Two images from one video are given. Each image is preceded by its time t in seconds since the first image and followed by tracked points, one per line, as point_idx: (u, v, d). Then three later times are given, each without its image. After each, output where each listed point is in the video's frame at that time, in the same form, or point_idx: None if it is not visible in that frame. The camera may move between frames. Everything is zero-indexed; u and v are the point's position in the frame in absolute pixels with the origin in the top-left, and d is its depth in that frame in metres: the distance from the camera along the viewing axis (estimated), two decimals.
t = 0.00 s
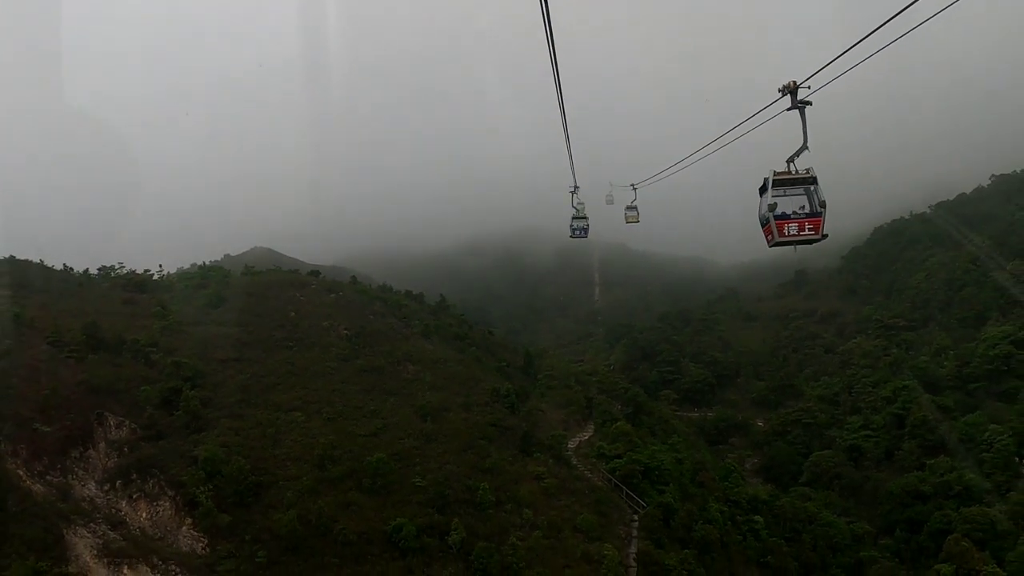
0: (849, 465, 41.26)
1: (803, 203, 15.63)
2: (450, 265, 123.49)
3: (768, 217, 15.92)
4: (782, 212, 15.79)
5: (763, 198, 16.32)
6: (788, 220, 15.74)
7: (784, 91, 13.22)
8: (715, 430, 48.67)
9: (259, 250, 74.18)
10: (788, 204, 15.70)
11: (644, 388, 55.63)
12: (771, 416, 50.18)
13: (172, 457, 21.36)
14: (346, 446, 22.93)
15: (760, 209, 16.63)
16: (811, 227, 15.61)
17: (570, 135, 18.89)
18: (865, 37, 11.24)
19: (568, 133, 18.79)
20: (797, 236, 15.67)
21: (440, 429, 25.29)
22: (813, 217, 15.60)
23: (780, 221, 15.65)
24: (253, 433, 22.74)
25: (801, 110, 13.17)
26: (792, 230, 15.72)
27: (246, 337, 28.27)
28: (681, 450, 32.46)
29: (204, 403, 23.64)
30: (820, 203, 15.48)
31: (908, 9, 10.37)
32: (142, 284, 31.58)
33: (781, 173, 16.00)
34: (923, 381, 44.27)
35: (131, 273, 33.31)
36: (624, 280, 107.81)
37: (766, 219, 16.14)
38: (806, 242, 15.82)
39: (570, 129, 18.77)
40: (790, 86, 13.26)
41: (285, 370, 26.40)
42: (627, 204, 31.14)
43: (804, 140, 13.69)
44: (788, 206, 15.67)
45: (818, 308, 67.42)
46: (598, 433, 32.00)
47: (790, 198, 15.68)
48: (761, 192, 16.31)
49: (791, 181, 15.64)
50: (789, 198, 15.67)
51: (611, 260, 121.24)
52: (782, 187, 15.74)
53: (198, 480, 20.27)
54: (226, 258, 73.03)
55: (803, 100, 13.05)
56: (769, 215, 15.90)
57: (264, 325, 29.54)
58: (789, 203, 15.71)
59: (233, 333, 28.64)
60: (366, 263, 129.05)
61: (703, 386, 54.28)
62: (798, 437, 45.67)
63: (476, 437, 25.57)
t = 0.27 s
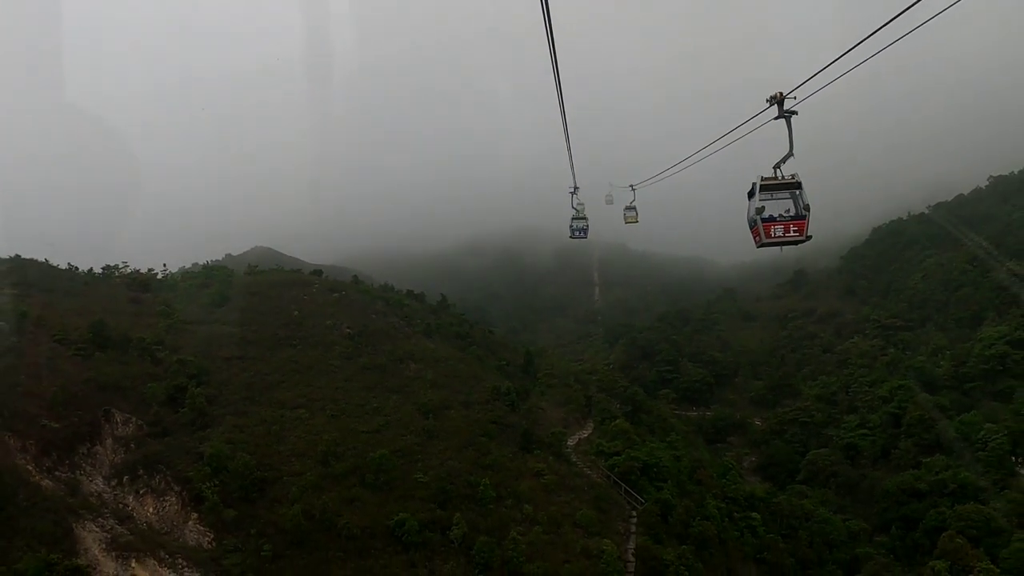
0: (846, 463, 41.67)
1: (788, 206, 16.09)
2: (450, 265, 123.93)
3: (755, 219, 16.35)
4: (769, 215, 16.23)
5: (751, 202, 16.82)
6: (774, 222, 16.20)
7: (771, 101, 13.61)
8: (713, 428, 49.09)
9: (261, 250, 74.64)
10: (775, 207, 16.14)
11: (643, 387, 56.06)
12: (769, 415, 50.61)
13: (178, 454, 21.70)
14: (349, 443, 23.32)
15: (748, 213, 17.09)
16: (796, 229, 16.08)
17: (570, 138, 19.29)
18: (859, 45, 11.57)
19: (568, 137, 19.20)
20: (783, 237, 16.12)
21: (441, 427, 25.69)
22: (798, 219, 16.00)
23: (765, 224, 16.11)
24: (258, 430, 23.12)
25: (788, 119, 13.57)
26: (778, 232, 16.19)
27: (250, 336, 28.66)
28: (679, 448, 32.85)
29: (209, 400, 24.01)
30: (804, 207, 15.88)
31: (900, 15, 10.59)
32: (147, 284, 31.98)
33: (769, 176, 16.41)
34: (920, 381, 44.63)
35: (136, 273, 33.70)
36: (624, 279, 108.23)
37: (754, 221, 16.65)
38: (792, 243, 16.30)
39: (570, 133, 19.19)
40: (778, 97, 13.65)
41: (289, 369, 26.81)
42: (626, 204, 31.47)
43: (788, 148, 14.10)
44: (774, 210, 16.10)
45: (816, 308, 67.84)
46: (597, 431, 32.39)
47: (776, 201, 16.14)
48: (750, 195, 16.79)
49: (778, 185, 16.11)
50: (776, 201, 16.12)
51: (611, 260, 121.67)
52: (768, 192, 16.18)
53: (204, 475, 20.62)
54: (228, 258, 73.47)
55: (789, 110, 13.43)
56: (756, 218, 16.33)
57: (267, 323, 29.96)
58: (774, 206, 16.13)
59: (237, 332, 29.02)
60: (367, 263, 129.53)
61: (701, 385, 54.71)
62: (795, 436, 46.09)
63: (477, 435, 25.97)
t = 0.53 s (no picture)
0: (842, 463, 42.08)
1: (775, 209, 16.54)
2: (449, 266, 124.37)
3: (744, 222, 16.83)
4: (757, 218, 16.67)
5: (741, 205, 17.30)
6: (762, 225, 16.61)
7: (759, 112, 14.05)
8: (710, 428, 49.52)
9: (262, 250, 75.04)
10: (762, 210, 16.59)
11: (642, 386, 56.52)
12: (766, 414, 51.04)
13: (183, 451, 22.05)
14: (351, 440, 23.72)
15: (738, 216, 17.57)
16: (782, 231, 16.51)
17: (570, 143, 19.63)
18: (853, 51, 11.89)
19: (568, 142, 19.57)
20: (770, 239, 16.53)
21: (443, 425, 26.11)
22: (785, 222, 16.48)
23: (753, 226, 16.52)
24: (262, 428, 23.50)
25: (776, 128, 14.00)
26: (765, 234, 16.61)
27: (252, 335, 29.04)
28: (677, 447, 33.22)
29: (214, 399, 24.39)
30: (791, 210, 16.38)
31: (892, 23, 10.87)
32: (151, 284, 32.40)
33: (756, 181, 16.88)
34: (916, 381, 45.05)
35: (139, 273, 34.07)
36: (623, 280, 108.70)
37: (742, 223, 17.08)
38: (777, 245, 16.72)
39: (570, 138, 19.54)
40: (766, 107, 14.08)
41: (292, 368, 27.19)
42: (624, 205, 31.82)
43: (777, 155, 14.53)
44: (762, 213, 16.54)
45: (813, 309, 68.30)
46: (596, 430, 32.79)
47: (763, 205, 16.59)
48: (738, 199, 17.25)
49: (765, 189, 16.58)
50: (764, 205, 16.58)
51: (610, 261, 122.17)
52: (757, 196, 16.62)
53: (210, 472, 20.97)
54: (230, 258, 73.92)
55: (776, 119, 13.79)
56: (745, 220, 16.81)
57: (271, 322, 30.30)
58: (762, 209, 16.57)
59: (240, 331, 29.40)
60: (368, 263, 130.08)
61: (699, 384, 55.15)
62: (792, 436, 46.53)
63: (477, 433, 26.37)
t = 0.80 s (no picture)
0: (839, 462, 42.52)
1: (764, 212, 17.09)
2: (449, 266, 124.87)
3: (734, 224, 17.31)
4: (747, 220, 17.18)
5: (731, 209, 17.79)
6: (751, 227, 17.13)
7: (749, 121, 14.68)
8: (708, 427, 49.97)
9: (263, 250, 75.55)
10: (752, 213, 17.11)
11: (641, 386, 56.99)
12: (764, 414, 51.48)
13: (189, 448, 22.41)
14: (354, 438, 24.14)
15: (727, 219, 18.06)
16: (769, 233, 17.11)
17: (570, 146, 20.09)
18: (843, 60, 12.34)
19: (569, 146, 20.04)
20: (758, 240, 17.09)
21: (445, 423, 26.56)
22: (773, 225, 17.09)
23: (744, 229, 17.00)
24: (267, 425, 23.90)
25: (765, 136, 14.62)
26: (754, 236, 17.16)
27: (256, 334, 29.45)
28: (676, 445, 33.64)
29: (219, 396, 24.78)
30: (778, 213, 16.99)
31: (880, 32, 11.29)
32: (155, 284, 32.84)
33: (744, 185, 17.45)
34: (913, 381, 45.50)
35: (144, 273, 34.49)
36: (622, 281, 109.19)
37: (731, 225, 17.57)
38: (765, 246, 17.32)
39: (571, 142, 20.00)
40: (755, 116, 14.72)
41: (295, 366, 27.60)
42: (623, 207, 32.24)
43: (766, 162, 15.15)
44: (751, 216, 17.09)
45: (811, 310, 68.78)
46: (595, 428, 33.21)
47: (753, 208, 17.13)
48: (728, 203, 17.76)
49: (754, 193, 17.11)
50: (753, 208, 17.11)
51: (610, 262, 122.66)
52: (746, 199, 17.20)
53: (215, 468, 21.34)
54: (232, 258, 74.42)
55: (766, 127, 14.47)
56: (734, 223, 17.29)
57: (275, 321, 30.71)
58: (751, 212, 17.14)
59: (245, 331, 29.80)
60: (369, 263, 130.75)
61: (697, 384, 55.61)
62: (789, 435, 46.96)
63: (478, 430, 26.79)
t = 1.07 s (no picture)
0: (836, 460, 42.92)
1: (753, 215, 17.79)
2: (450, 266, 125.40)
3: (725, 226, 18.04)
4: (737, 222, 17.89)
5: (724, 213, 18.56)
6: (741, 229, 17.82)
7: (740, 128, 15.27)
8: (707, 426, 50.40)
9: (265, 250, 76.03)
10: (741, 215, 17.83)
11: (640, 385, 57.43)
12: (762, 413, 51.91)
13: (195, 445, 22.77)
14: (358, 435, 24.55)
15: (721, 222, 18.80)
16: (758, 234, 17.74)
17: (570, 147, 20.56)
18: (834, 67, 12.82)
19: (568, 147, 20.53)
20: (747, 241, 17.76)
21: (447, 421, 26.97)
22: (762, 227, 17.72)
23: (733, 230, 17.69)
24: (271, 423, 24.30)
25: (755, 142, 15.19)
26: (744, 237, 17.82)
27: (261, 333, 29.86)
28: (674, 444, 34.04)
29: (224, 395, 25.16)
30: (768, 216, 17.59)
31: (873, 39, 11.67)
32: (160, 284, 33.24)
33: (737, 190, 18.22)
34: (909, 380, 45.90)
35: (149, 273, 34.89)
36: (622, 281, 109.68)
37: (723, 227, 18.29)
38: (755, 247, 17.96)
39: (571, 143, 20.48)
40: (746, 123, 15.29)
41: (299, 365, 28.00)
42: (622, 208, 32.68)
43: (756, 166, 15.78)
44: (741, 218, 17.78)
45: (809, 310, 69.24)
46: (595, 426, 33.61)
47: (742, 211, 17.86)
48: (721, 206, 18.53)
49: (745, 197, 17.87)
50: (743, 211, 17.84)
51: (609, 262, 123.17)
52: (737, 203, 17.96)
53: (221, 465, 21.70)
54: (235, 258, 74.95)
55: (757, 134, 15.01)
56: (726, 224, 18.03)
57: (280, 321, 31.13)
58: (742, 215, 17.82)
59: (249, 330, 30.22)
60: (370, 263, 131.36)
61: (696, 383, 56.05)
62: (787, 434, 47.37)
63: (479, 428, 27.21)
